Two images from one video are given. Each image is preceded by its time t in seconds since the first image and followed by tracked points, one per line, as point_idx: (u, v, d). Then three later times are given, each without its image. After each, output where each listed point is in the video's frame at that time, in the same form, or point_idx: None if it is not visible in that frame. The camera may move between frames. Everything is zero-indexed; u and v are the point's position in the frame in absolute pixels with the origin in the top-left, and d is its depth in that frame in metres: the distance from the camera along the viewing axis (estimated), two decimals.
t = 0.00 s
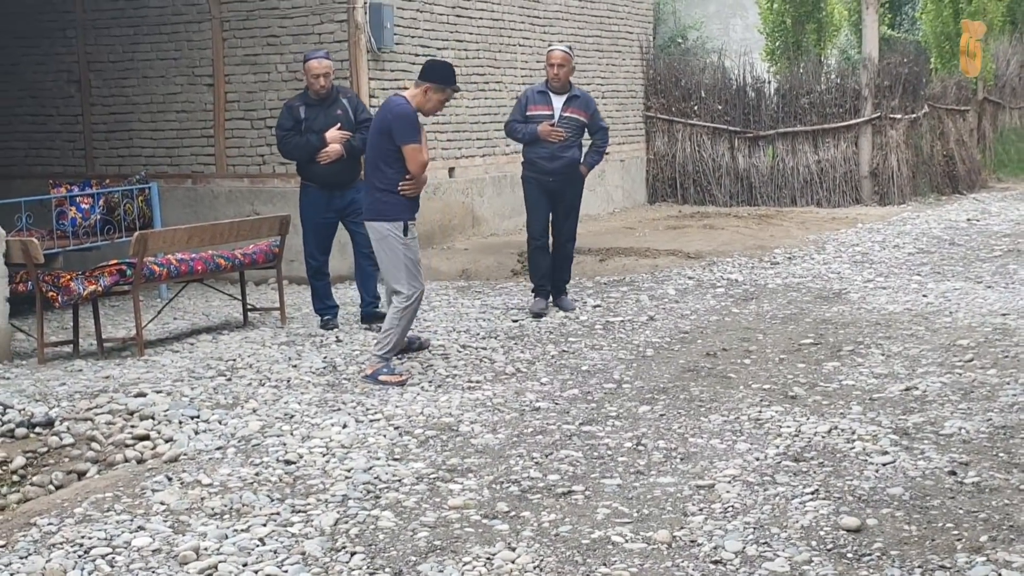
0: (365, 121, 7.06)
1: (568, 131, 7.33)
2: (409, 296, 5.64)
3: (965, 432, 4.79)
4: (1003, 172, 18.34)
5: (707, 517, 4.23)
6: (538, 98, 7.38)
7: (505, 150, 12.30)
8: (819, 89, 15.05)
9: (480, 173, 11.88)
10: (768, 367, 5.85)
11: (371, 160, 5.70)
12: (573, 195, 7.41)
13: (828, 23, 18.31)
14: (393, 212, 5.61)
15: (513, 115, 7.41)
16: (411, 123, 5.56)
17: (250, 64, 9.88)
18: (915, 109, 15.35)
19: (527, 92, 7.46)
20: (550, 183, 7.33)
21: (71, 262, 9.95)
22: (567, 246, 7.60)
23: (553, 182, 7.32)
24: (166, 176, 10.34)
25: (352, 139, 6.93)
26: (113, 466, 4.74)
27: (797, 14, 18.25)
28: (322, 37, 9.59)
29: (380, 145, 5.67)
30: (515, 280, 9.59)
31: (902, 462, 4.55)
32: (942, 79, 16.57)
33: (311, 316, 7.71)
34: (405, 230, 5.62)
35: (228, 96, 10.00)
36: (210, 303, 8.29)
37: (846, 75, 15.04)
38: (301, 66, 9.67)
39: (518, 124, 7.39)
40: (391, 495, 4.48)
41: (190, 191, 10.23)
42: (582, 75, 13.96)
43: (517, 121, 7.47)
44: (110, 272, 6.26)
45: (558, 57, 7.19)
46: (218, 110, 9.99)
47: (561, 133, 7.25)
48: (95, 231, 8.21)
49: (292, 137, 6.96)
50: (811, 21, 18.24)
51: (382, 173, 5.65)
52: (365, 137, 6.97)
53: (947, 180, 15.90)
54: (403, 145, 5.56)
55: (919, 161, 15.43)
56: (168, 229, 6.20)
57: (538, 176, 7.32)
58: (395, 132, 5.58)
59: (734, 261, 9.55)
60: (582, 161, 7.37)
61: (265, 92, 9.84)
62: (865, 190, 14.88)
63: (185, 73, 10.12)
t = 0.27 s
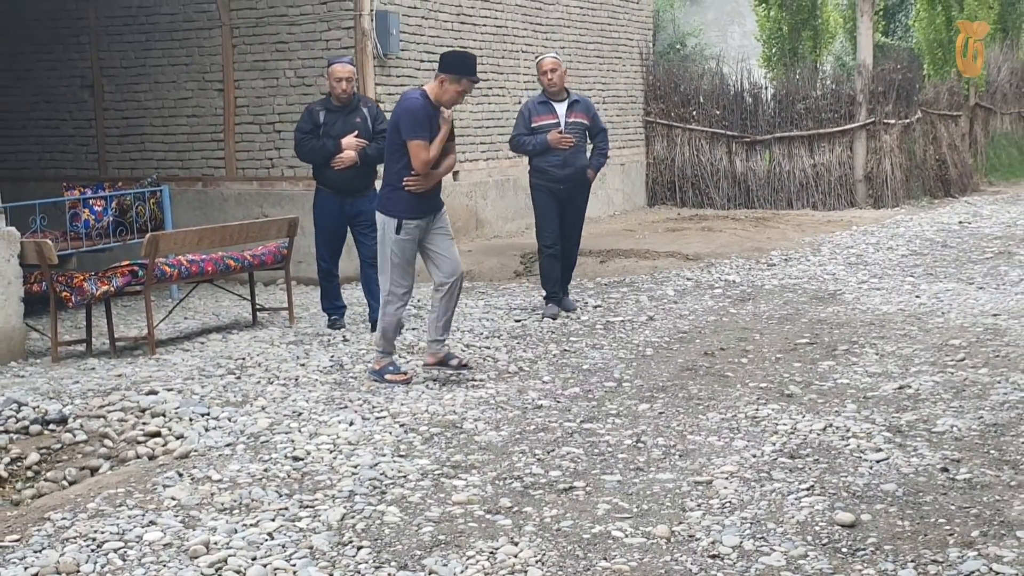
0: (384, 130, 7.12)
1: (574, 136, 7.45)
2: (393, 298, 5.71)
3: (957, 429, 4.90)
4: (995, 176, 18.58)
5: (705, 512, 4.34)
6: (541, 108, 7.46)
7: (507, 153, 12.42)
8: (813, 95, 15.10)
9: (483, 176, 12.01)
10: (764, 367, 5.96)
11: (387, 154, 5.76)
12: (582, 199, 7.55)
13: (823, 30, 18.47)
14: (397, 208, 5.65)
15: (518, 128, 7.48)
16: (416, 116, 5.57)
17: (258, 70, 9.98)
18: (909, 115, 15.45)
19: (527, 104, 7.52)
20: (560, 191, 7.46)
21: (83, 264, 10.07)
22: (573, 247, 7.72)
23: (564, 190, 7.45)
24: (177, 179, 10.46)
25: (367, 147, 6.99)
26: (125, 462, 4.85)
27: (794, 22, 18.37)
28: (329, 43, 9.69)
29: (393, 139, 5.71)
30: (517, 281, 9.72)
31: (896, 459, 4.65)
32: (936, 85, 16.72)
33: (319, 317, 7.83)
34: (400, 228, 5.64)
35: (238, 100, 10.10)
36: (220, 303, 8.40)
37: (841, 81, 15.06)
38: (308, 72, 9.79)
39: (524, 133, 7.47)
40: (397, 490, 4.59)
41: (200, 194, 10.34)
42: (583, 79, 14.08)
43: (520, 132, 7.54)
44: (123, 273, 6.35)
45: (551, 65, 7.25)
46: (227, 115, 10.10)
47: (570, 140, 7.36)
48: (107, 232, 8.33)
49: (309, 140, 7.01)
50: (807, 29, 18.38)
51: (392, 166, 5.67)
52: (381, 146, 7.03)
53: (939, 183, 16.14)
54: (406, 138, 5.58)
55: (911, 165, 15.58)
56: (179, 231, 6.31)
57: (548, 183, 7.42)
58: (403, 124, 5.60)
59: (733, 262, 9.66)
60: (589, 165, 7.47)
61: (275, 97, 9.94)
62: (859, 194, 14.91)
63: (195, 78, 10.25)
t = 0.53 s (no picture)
0: (405, 135, 7.10)
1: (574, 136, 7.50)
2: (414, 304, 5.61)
3: (956, 429, 4.94)
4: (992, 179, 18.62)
5: (705, 512, 4.38)
6: (539, 111, 7.47)
7: (509, 155, 12.44)
8: (812, 98, 15.18)
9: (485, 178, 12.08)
10: (763, 367, 5.99)
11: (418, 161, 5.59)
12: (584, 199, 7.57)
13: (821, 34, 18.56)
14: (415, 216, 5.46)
15: (518, 132, 7.48)
16: (437, 122, 5.31)
17: (262, 72, 10.02)
18: (907, 117, 15.48)
19: (525, 108, 7.53)
20: (562, 192, 7.49)
21: (87, 266, 10.12)
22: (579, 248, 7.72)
23: (567, 190, 7.48)
24: (181, 180, 10.50)
25: (387, 150, 6.94)
26: (129, 461, 4.88)
27: (792, 25, 18.41)
28: (331, 46, 9.71)
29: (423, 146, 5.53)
30: (518, 282, 9.76)
31: (894, 459, 4.69)
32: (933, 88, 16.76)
33: (322, 317, 7.87)
34: (417, 241, 5.46)
35: (242, 103, 10.15)
36: (224, 304, 8.44)
37: (840, 83, 15.16)
38: (311, 74, 9.81)
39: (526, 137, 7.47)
40: (399, 490, 4.62)
41: (204, 195, 10.37)
42: (583, 81, 14.13)
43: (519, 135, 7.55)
44: (127, 274, 6.40)
45: (548, 67, 7.26)
46: (231, 118, 10.15)
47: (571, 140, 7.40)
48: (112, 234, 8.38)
49: (329, 138, 6.95)
50: (806, 32, 18.45)
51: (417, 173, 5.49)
52: (399, 150, 7.01)
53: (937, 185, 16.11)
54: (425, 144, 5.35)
55: (909, 167, 15.62)
56: (181, 233, 6.35)
57: (550, 185, 7.46)
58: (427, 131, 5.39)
59: (731, 264, 9.70)
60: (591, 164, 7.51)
61: (277, 99, 9.98)
62: (858, 196, 15.05)
63: (199, 81, 10.29)
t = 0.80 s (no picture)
0: (419, 139, 7.18)
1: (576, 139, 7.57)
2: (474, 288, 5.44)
3: (941, 424, 5.07)
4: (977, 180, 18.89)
5: (697, 504, 4.51)
6: (543, 113, 7.57)
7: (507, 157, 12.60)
8: (804, 102, 15.48)
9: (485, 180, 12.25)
10: (755, 364, 6.12)
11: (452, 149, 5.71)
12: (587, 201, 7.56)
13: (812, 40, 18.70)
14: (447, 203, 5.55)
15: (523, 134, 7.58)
16: (464, 107, 5.44)
17: (268, 76, 10.15)
18: (894, 120, 15.88)
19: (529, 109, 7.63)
20: (564, 193, 7.51)
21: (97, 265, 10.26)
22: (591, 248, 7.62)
23: (568, 192, 7.50)
24: (189, 182, 10.63)
25: (400, 153, 7.03)
26: (138, 454, 5.01)
27: (784, 31, 18.57)
28: (335, 51, 9.85)
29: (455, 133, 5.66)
30: (518, 281, 9.91)
31: (881, 452, 4.82)
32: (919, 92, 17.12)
33: (326, 314, 8.02)
34: (452, 225, 5.51)
35: (248, 106, 10.28)
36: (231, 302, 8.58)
37: (830, 87, 15.51)
38: (316, 79, 9.95)
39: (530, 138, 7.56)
40: (401, 483, 4.75)
41: (211, 197, 10.52)
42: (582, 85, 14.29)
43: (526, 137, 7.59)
44: (136, 272, 6.52)
45: (554, 69, 7.27)
46: (238, 121, 10.29)
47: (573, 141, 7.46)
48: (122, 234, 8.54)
49: (346, 136, 6.96)
50: (797, 38, 18.58)
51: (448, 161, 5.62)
52: (413, 155, 7.12)
53: (922, 186, 16.56)
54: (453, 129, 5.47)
55: (896, 168, 16.04)
56: (193, 233, 6.46)
57: (551, 187, 7.50)
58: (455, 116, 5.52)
59: (725, 263, 9.84)
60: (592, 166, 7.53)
61: (283, 103, 10.12)
62: (847, 197, 15.39)
63: (205, 85, 10.42)
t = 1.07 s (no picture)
0: (427, 146, 7.32)
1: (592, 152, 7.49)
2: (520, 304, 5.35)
3: (927, 420, 5.23)
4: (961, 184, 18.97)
5: (691, 497, 4.67)
6: (562, 121, 7.49)
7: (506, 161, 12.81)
8: (794, 109, 15.63)
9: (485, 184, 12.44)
10: (746, 362, 6.27)
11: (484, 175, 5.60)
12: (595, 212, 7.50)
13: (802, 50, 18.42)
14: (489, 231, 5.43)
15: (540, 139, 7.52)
16: (489, 131, 5.33)
17: (275, 83, 10.31)
18: (883, 127, 16.00)
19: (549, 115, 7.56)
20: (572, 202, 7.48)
21: (110, 266, 10.43)
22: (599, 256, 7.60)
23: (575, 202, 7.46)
24: (199, 185, 10.79)
25: (411, 160, 7.18)
26: (151, 450, 5.17)
27: (775, 42, 18.28)
28: (340, 59, 10.00)
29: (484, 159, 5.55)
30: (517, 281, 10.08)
31: (869, 447, 4.99)
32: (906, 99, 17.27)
33: (332, 314, 8.18)
34: (496, 244, 5.38)
35: (256, 113, 10.45)
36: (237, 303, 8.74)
37: (819, 95, 15.72)
38: (322, 86, 10.11)
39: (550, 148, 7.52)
40: (404, 478, 4.91)
41: (221, 200, 10.69)
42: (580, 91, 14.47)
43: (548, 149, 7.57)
44: (148, 274, 6.68)
45: (580, 82, 7.10)
46: (246, 127, 10.45)
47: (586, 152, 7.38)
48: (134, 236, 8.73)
49: (356, 142, 7.12)
50: (788, 48, 18.30)
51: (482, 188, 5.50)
52: (422, 162, 7.24)
53: (909, 191, 16.62)
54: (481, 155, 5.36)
55: (884, 171, 16.09)
56: (204, 236, 6.62)
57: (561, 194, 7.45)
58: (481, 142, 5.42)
59: (718, 264, 10.01)
60: (603, 177, 7.46)
61: (290, 109, 10.27)
62: (836, 201, 15.50)
63: (216, 91, 10.59)
